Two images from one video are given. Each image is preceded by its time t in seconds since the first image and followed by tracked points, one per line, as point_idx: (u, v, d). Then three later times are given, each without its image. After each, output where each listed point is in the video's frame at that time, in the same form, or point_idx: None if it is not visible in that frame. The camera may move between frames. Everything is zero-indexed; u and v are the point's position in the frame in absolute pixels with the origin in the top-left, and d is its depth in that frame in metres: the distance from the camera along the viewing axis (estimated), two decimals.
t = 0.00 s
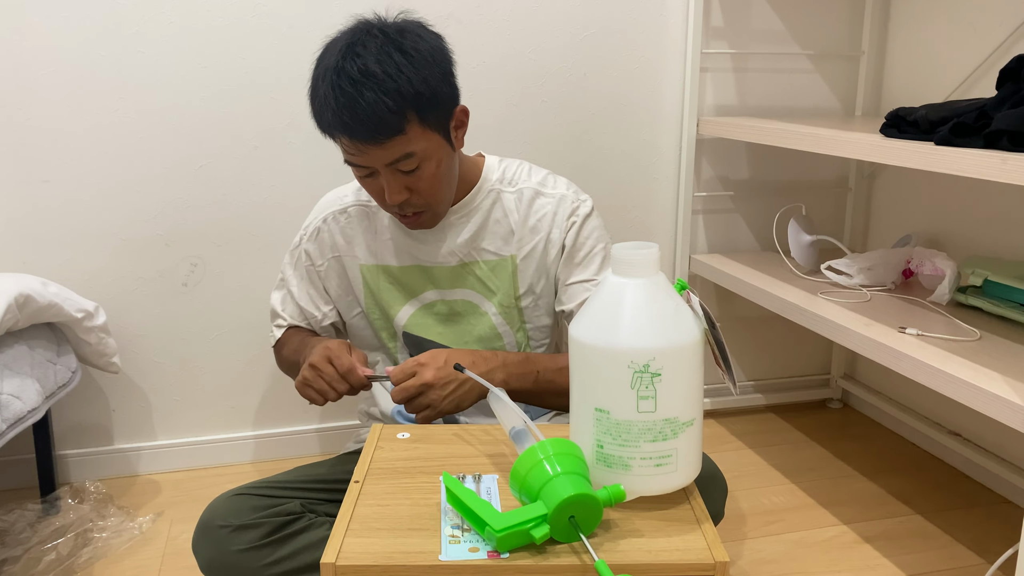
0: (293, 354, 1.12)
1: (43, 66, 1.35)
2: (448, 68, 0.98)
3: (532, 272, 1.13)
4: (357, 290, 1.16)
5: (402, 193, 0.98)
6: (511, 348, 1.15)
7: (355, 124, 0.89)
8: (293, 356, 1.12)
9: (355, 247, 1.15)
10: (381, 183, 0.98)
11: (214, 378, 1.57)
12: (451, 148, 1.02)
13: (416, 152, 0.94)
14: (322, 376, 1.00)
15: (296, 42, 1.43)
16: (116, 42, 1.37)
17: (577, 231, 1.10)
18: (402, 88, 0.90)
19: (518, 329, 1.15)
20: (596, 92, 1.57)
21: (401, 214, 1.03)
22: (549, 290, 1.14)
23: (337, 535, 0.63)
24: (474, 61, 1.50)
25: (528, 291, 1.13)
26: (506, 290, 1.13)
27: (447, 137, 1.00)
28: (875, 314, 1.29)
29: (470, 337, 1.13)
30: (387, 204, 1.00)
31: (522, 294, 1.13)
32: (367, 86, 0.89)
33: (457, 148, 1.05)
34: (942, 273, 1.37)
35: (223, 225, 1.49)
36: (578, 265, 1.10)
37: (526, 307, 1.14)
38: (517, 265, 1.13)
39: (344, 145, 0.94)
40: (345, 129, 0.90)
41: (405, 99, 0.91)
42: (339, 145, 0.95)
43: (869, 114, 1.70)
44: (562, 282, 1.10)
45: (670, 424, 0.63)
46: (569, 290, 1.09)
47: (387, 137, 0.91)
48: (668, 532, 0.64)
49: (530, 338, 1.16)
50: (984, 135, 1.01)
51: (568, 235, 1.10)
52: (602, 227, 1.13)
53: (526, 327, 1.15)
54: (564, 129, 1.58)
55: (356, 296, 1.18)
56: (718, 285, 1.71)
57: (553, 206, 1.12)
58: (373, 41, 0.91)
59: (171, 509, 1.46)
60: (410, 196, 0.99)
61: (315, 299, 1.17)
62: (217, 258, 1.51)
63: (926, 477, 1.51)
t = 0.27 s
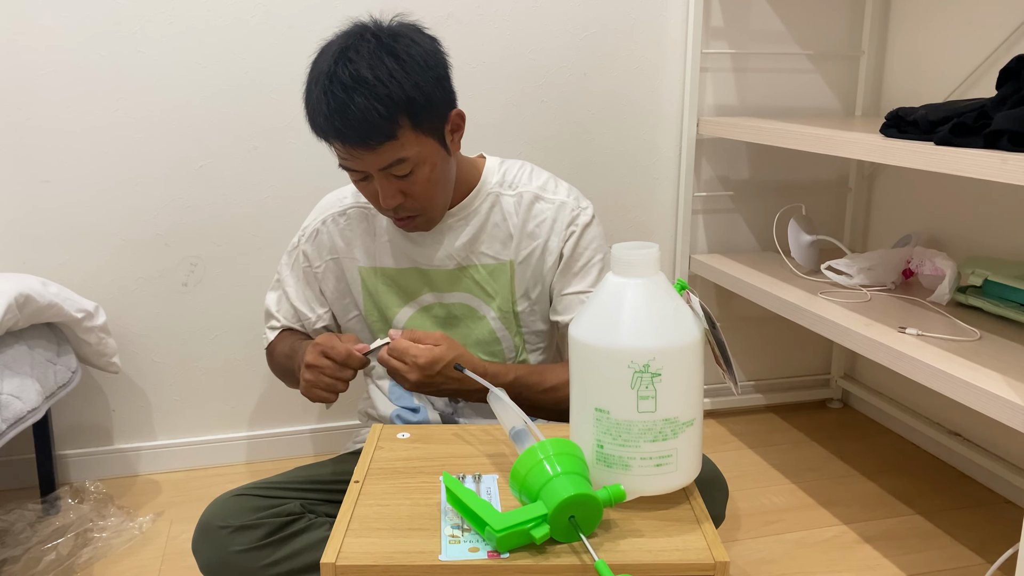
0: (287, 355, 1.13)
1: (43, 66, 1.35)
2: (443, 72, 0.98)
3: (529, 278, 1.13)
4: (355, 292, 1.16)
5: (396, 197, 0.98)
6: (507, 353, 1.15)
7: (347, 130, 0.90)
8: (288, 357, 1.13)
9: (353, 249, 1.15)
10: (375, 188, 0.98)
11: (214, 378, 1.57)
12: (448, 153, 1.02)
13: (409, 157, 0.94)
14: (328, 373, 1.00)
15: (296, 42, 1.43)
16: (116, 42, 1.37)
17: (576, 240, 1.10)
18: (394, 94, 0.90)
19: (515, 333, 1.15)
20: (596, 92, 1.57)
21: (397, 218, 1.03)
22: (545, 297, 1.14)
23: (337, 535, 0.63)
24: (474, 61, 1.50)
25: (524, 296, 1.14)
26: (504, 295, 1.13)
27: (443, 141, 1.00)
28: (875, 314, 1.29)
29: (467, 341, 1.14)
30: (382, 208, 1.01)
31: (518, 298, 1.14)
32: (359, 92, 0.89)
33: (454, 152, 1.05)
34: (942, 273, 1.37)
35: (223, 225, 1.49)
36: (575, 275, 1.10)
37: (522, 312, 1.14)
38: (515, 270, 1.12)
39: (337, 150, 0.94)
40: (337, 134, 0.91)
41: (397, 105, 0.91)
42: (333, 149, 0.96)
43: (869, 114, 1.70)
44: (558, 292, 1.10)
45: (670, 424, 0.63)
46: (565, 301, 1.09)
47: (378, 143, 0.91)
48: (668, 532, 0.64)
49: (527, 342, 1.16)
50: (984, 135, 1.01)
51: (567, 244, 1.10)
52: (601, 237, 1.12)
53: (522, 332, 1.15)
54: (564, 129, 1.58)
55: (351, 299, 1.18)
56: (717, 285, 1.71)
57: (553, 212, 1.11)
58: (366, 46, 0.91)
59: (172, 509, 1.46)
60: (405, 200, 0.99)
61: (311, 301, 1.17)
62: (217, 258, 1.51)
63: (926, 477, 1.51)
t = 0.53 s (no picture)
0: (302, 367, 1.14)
1: (43, 66, 1.35)
2: (447, 74, 0.98)
3: (527, 284, 1.13)
4: (358, 297, 1.16)
5: (398, 198, 0.98)
6: (506, 359, 1.15)
7: (350, 129, 0.90)
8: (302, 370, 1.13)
9: (356, 253, 1.15)
10: (377, 189, 0.98)
11: (214, 378, 1.57)
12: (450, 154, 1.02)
13: (411, 158, 0.94)
14: (347, 391, 0.98)
15: (296, 42, 1.43)
16: (116, 42, 1.37)
17: (576, 252, 1.10)
18: (397, 93, 0.90)
19: (512, 338, 1.15)
20: (596, 92, 1.57)
21: (399, 220, 1.03)
22: (540, 305, 1.14)
23: (337, 535, 0.63)
24: (474, 61, 1.50)
25: (521, 302, 1.14)
26: (504, 301, 1.13)
27: (446, 143, 1.00)
28: (875, 314, 1.29)
29: (466, 346, 1.14)
30: (384, 209, 1.00)
31: (516, 304, 1.14)
32: (362, 91, 0.89)
33: (456, 154, 1.05)
34: (942, 273, 1.37)
35: (223, 225, 1.49)
36: (571, 287, 1.11)
37: (518, 318, 1.15)
38: (515, 275, 1.13)
39: (340, 150, 0.94)
40: (340, 133, 0.91)
41: (400, 105, 0.91)
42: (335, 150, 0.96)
43: (869, 114, 1.70)
44: (549, 302, 1.11)
45: (670, 424, 0.63)
46: (554, 311, 1.11)
47: (381, 143, 0.91)
48: (668, 532, 0.64)
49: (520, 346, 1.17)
50: (984, 136, 1.01)
51: (567, 256, 1.09)
52: (601, 250, 1.12)
53: (517, 336, 1.16)
54: (565, 129, 1.58)
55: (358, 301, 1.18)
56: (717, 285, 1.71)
57: (555, 221, 1.11)
58: (370, 46, 0.92)
59: (172, 509, 1.46)
60: (407, 202, 0.99)
61: (320, 307, 1.17)
62: (217, 258, 1.51)
63: (926, 477, 1.51)
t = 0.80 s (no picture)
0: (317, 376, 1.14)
1: (42, 66, 1.35)
2: (452, 70, 0.98)
3: (529, 282, 1.13)
4: (362, 300, 1.16)
5: (400, 193, 0.97)
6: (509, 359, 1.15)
7: (354, 120, 0.89)
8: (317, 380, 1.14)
9: (359, 256, 1.15)
10: (379, 183, 0.97)
11: (214, 378, 1.57)
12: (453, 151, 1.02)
13: (414, 152, 0.94)
14: (369, 406, 0.99)
15: (296, 42, 1.43)
16: (116, 42, 1.37)
17: (577, 249, 1.10)
18: (402, 86, 0.90)
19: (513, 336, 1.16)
20: (596, 92, 1.57)
21: (399, 216, 1.02)
22: (540, 302, 1.15)
23: (337, 535, 0.63)
24: (474, 61, 1.50)
25: (522, 300, 1.14)
26: (506, 301, 1.13)
27: (449, 139, 1.00)
28: (875, 314, 1.29)
29: (471, 345, 1.14)
30: (385, 204, 1.00)
31: (517, 302, 1.14)
32: (368, 83, 0.89)
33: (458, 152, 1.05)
34: (942, 273, 1.37)
35: (224, 225, 1.49)
36: (573, 284, 1.11)
37: (518, 315, 1.15)
38: (516, 274, 1.13)
39: (343, 142, 0.94)
40: (344, 124, 0.90)
41: (405, 97, 0.91)
42: (338, 143, 0.95)
43: (869, 114, 1.70)
44: (551, 300, 1.12)
45: (670, 424, 0.63)
46: (556, 309, 1.12)
47: (384, 135, 0.91)
48: (668, 532, 0.64)
49: (519, 343, 1.18)
50: (984, 135, 1.01)
51: (568, 253, 1.10)
52: (601, 247, 1.13)
53: (517, 333, 1.17)
54: (564, 129, 1.58)
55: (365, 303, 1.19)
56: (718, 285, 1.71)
57: (556, 218, 1.11)
58: (377, 39, 0.92)
59: (172, 509, 1.46)
60: (408, 196, 0.99)
61: (329, 311, 1.18)
62: (218, 258, 1.51)
63: (926, 477, 1.51)
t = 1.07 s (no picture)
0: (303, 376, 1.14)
1: (42, 66, 1.35)
2: (455, 68, 0.98)
3: (530, 278, 1.13)
4: (361, 297, 1.16)
5: (399, 188, 0.97)
6: (510, 354, 1.15)
7: (356, 113, 0.90)
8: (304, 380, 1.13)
9: (358, 253, 1.15)
10: (379, 178, 0.97)
11: (214, 378, 1.57)
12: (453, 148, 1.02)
13: (415, 147, 0.94)
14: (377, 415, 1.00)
15: (296, 42, 1.43)
16: (116, 42, 1.37)
17: (578, 242, 1.10)
18: (405, 80, 0.91)
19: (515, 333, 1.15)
20: (596, 92, 1.57)
21: (398, 212, 1.02)
22: (543, 297, 1.14)
23: (337, 535, 0.63)
24: (474, 61, 1.50)
25: (524, 296, 1.14)
26: (507, 296, 1.12)
27: (450, 136, 1.00)
28: (875, 315, 1.29)
29: (473, 342, 1.13)
30: (384, 200, 0.99)
31: (518, 298, 1.14)
32: (371, 76, 0.90)
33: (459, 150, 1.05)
34: (942, 273, 1.37)
35: (223, 225, 1.49)
36: (575, 278, 1.12)
37: (521, 311, 1.15)
38: (517, 270, 1.13)
39: (344, 136, 0.94)
40: (345, 117, 0.91)
41: (407, 91, 0.91)
42: (339, 137, 0.95)
43: (869, 114, 1.70)
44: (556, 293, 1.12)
45: (670, 424, 0.63)
46: (561, 303, 1.12)
47: (385, 129, 0.91)
48: (668, 532, 0.64)
49: (523, 340, 1.17)
50: (984, 135, 1.01)
51: (569, 246, 1.10)
52: (601, 241, 1.13)
53: (520, 330, 1.16)
54: (564, 129, 1.58)
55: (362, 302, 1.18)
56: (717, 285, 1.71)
57: (556, 213, 1.12)
58: (381, 33, 0.93)
59: (172, 509, 1.46)
60: (408, 192, 0.98)
61: (324, 308, 1.18)
62: (217, 258, 1.51)
63: (926, 477, 1.51)
